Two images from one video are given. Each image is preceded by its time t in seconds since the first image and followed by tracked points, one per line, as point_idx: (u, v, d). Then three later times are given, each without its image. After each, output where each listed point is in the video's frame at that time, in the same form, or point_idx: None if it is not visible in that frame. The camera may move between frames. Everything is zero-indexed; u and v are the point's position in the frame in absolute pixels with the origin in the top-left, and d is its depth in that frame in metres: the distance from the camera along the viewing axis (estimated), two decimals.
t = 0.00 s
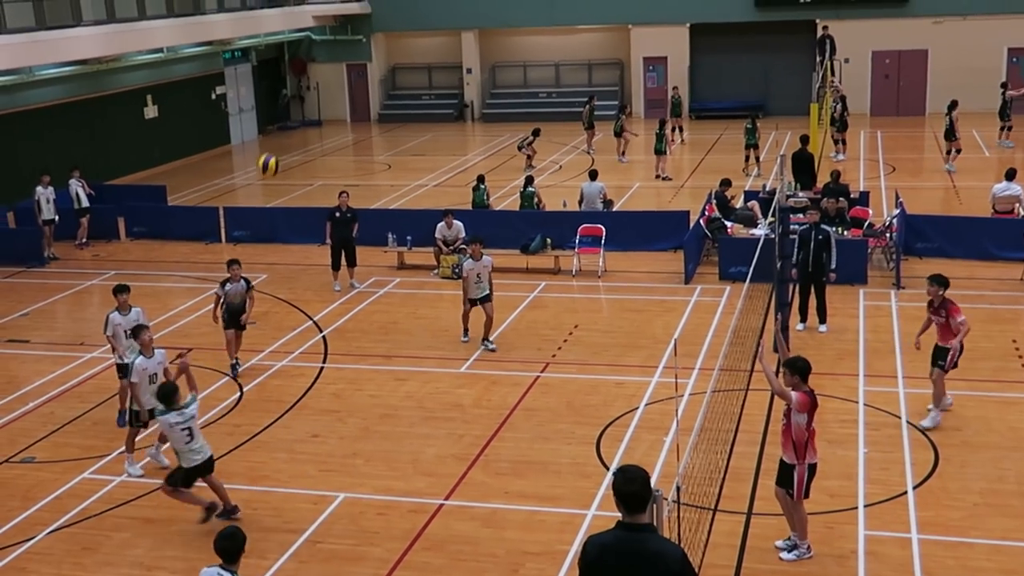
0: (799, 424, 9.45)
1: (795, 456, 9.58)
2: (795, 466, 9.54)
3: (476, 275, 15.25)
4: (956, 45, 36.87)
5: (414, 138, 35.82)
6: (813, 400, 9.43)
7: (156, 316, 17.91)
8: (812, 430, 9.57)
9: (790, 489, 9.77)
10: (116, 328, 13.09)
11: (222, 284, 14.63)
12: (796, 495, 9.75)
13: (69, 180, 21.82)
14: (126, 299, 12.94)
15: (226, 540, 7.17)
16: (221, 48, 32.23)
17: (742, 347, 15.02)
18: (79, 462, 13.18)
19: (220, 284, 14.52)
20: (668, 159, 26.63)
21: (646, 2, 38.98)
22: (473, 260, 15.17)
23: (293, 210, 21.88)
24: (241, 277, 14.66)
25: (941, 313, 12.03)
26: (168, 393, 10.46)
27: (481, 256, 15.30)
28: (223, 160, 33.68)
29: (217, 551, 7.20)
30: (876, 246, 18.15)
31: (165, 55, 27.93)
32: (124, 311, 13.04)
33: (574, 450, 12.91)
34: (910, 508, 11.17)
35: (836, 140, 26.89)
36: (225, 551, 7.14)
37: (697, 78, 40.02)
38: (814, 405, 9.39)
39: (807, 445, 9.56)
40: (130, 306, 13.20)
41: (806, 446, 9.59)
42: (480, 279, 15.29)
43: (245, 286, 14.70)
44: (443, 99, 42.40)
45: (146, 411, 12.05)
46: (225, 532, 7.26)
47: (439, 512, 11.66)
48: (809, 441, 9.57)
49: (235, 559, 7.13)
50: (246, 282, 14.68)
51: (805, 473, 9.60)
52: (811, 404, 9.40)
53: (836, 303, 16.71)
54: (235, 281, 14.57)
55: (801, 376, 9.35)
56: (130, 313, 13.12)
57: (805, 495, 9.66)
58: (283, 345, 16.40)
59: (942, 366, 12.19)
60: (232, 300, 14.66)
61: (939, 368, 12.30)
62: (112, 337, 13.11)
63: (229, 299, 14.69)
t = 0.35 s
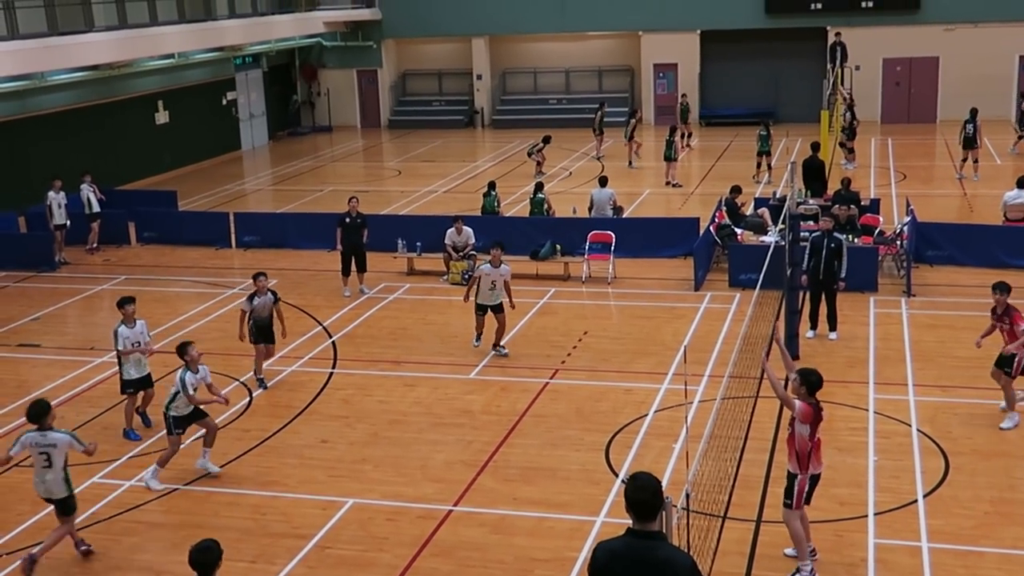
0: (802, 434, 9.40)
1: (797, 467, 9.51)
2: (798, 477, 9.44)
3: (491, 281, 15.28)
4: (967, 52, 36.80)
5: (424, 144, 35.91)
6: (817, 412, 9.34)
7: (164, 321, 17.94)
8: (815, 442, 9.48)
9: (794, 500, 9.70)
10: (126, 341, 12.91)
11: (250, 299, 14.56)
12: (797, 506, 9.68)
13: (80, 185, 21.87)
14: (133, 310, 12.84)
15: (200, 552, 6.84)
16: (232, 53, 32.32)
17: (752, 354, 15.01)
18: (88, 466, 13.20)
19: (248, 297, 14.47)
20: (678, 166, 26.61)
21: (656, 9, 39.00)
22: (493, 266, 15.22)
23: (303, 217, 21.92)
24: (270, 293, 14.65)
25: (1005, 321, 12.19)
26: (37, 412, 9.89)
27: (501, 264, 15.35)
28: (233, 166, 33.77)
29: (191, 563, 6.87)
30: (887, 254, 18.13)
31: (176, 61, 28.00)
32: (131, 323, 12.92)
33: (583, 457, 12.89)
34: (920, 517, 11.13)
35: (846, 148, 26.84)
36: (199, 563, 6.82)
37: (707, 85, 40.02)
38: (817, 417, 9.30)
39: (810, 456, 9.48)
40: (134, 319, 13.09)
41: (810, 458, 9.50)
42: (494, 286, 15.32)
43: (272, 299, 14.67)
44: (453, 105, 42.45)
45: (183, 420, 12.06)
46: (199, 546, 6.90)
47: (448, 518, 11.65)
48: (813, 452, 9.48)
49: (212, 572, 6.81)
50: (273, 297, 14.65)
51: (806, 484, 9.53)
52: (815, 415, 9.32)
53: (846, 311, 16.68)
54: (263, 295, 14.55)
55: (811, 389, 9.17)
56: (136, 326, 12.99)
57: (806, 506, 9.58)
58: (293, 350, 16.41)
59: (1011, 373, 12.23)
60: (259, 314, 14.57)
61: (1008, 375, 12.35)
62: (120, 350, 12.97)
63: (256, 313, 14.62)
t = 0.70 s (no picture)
0: (800, 444, 9.40)
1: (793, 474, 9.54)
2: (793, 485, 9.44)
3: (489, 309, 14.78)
4: (973, 57, 36.75)
5: (429, 148, 35.92)
6: (817, 421, 9.33)
7: (169, 325, 17.98)
8: (815, 451, 9.47)
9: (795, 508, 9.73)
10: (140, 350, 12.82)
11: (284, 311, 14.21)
12: (792, 514, 9.69)
13: (86, 190, 21.91)
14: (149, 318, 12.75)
15: (206, 548, 6.80)
16: (238, 58, 32.40)
17: (757, 359, 15.01)
18: (94, 470, 13.22)
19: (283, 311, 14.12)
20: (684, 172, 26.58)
21: (662, 13, 39.01)
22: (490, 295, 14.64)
23: (309, 221, 21.95)
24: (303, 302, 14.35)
25: None
26: None
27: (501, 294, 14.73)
28: (239, 170, 33.81)
29: (198, 559, 6.82)
30: (892, 259, 18.12)
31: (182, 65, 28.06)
32: (146, 331, 12.81)
33: (588, 462, 12.89)
34: (925, 522, 11.11)
35: (852, 153, 26.79)
36: (207, 560, 6.77)
37: (713, 90, 40.01)
38: (815, 426, 9.29)
39: (807, 465, 9.48)
40: (146, 327, 12.95)
41: (808, 467, 9.50)
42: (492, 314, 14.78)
43: (304, 308, 14.40)
44: (458, 110, 42.49)
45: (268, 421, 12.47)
46: (207, 542, 6.86)
47: (453, 523, 11.66)
48: (813, 461, 9.51)
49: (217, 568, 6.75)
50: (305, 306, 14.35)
51: (801, 493, 9.55)
52: (814, 425, 9.32)
53: (851, 316, 16.67)
54: (298, 305, 14.21)
55: (811, 397, 9.15)
56: (149, 333, 12.89)
57: (800, 513, 9.59)
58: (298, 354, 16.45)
59: None
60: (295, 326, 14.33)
61: None
62: (134, 358, 12.82)
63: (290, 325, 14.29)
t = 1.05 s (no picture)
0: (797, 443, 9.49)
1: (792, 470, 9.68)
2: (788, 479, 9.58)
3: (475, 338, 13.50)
4: (967, 61, 36.81)
5: (424, 152, 35.91)
6: (809, 418, 9.42)
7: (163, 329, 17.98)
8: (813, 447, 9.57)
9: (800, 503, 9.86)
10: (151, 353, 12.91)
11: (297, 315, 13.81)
12: (795, 505, 9.87)
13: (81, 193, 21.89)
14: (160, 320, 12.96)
15: (240, 541, 7.14)
16: (234, 61, 32.42)
17: (751, 363, 15.01)
18: (87, 474, 13.19)
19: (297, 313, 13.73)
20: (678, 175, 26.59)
21: (657, 18, 39.06)
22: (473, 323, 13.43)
23: (303, 225, 21.94)
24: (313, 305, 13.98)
25: None
26: None
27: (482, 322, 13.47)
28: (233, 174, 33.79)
29: (232, 554, 7.17)
30: (886, 263, 18.13)
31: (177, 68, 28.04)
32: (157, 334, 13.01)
33: (582, 466, 12.88)
34: (919, 526, 11.11)
35: (845, 156, 26.81)
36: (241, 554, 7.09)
37: (707, 94, 40.07)
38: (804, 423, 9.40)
39: (804, 462, 9.59)
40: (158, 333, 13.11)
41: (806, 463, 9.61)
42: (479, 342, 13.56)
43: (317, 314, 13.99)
44: (453, 113, 42.50)
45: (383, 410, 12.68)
46: (241, 537, 7.19)
47: (447, 527, 11.64)
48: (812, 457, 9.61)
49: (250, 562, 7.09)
50: (315, 307, 13.98)
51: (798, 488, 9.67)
52: (804, 422, 9.43)
53: (846, 320, 16.68)
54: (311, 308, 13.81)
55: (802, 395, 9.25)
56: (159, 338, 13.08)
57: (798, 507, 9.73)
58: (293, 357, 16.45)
59: None
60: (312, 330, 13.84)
61: None
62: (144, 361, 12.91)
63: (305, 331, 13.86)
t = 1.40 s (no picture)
0: (790, 433, 9.65)
1: (784, 458, 9.85)
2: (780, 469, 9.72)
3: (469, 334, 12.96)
4: (952, 64, 36.97)
5: (411, 154, 35.83)
6: (801, 408, 9.59)
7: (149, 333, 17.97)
8: (806, 436, 9.73)
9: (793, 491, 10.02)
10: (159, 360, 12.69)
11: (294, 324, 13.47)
12: (783, 493, 10.01)
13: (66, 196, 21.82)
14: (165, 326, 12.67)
15: (266, 526, 7.11)
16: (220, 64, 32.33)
17: (738, 366, 15.05)
18: (73, 478, 13.14)
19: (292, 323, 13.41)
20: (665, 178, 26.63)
21: (644, 21, 39.11)
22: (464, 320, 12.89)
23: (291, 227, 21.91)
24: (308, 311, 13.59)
25: None
26: None
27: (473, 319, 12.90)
28: (220, 177, 33.71)
29: (257, 536, 7.15)
30: (872, 266, 18.19)
31: (164, 71, 27.96)
32: (164, 340, 12.74)
33: (570, 469, 12.88)
34: (905, 528, 11.15)
35: (831, 159, 26.90)
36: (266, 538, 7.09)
37: (695, 96, 40.17)
38: (796, 413, 9.56)
39: (796, 450, 9.75)
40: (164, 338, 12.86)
41: (798, 451, 9.78)
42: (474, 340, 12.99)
43: (316, 320, 13.64)
44: (441, 116, 42.48)
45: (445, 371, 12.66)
46: (266, 521, 7.17)
47: (434, 530, 11.63)
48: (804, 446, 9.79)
49: (276, 546, 7.08)
50: (313, 313, 13.60)
51: (789, 476, 9.82)
52: (795, 412, 9.59)
53: (832, 323, 16.72)
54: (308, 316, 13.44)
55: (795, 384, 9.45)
56: (165, 343, 12.82)
57: (789, 495, 9.88)
58: (280, 360, 16.44)
59: None
60: (311, 338, 13.63)
61: None
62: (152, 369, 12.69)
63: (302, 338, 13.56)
